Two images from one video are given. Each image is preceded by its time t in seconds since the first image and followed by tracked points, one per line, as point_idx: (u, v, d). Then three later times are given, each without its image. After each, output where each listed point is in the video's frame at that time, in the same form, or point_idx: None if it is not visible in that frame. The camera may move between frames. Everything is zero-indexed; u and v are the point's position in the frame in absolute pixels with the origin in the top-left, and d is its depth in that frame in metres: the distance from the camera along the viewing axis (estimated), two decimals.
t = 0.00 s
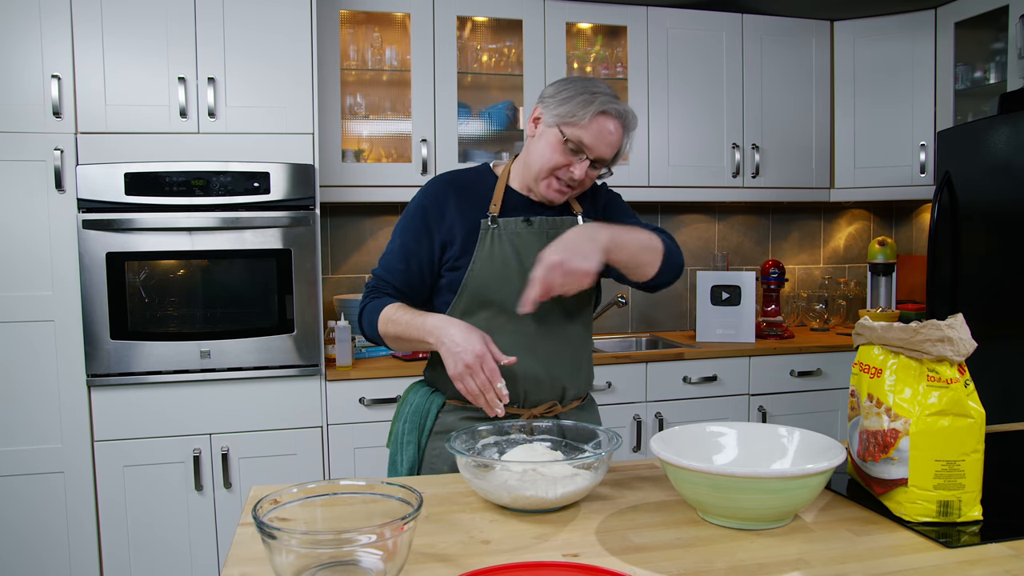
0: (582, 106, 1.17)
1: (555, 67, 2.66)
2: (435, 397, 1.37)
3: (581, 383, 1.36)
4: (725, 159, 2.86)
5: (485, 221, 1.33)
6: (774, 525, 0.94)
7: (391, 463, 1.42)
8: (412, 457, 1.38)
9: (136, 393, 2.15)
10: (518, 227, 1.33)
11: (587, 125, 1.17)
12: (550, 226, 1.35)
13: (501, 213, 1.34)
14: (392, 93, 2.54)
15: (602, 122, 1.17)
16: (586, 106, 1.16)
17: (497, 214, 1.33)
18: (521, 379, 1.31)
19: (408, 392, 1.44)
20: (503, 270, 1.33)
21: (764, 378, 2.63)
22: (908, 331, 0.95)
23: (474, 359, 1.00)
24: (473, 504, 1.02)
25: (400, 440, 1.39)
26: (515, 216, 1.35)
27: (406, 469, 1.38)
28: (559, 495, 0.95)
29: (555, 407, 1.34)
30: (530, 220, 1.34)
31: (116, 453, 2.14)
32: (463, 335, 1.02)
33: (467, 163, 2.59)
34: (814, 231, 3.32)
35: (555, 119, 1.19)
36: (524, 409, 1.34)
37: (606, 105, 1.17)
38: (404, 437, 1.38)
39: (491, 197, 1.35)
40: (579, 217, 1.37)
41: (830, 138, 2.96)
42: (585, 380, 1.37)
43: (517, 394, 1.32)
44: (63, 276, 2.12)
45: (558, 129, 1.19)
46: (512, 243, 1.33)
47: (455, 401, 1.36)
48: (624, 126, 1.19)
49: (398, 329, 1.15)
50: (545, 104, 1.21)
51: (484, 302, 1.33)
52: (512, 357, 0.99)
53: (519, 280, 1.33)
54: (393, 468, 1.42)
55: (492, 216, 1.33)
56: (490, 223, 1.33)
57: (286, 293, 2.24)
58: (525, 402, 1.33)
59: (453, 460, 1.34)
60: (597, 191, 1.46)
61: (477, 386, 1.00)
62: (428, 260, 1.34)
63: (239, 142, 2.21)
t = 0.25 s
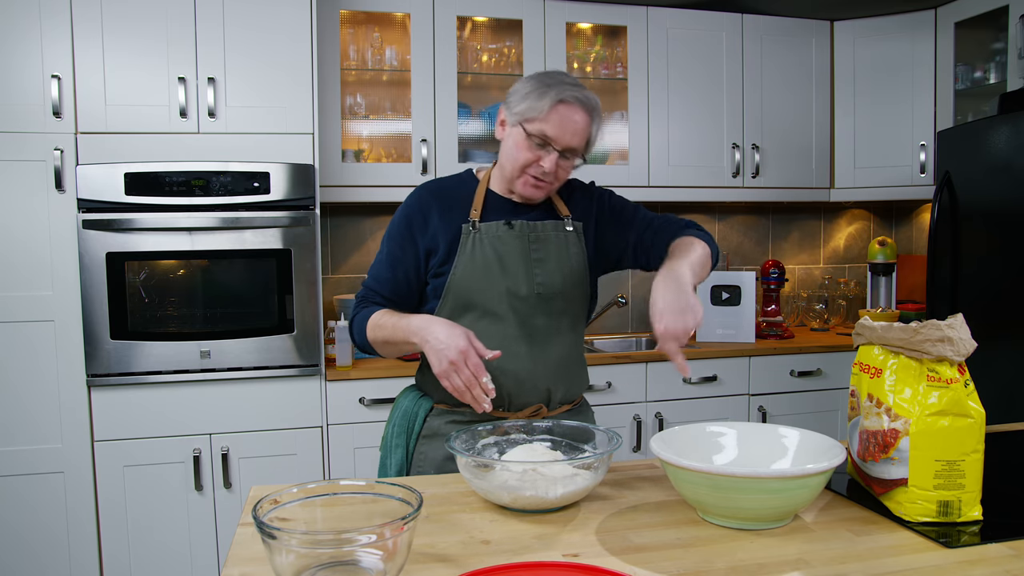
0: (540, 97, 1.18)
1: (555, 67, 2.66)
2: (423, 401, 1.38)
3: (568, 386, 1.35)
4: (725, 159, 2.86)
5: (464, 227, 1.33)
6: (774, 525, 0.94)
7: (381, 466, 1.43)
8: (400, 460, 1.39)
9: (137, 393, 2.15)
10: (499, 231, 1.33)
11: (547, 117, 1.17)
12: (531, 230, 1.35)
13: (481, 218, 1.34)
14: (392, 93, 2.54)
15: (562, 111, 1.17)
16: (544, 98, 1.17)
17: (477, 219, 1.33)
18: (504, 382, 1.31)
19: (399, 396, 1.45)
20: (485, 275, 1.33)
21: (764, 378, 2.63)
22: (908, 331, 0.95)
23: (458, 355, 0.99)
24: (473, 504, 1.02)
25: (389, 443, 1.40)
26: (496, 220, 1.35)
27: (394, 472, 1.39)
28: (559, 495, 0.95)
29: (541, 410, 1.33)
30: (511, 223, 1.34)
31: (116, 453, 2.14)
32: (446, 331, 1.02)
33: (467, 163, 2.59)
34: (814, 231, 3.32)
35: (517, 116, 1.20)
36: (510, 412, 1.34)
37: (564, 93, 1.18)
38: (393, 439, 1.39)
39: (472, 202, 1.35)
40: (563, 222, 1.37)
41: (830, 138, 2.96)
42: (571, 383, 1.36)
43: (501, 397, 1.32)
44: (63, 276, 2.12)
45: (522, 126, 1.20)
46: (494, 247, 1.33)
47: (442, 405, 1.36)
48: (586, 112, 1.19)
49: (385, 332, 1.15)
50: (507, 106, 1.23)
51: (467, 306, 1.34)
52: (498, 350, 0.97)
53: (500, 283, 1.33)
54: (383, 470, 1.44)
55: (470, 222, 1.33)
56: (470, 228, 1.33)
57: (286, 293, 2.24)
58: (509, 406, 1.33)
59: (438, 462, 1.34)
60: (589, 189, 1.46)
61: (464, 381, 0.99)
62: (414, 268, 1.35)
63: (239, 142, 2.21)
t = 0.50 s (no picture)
0: (503, 68, 1.25)
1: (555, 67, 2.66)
2: (423, 401, 1.38)
3: (568, 382, 1.35)
4: (725, 159, 2.86)
5: (464, 222, 1.34)
6: (774, 525, 0.94)
7: (380, 466, 1.42)
8: (400, 460, 1.38)
9: (137, 393, 2.14)
10: (497, 226, 1.34)
11: (515, 82, 1.23)
12: (528, 225, 1.36)
13: (479, 213, 1.35)
14: (392, 93, 2.54)
15: (527, 73, 1.24)
16: (508, 66, 1.24)
17: (476, 214, 1.34)
18: (504, 378, 1.31)
19: (397, 396, 1.44)
20: (484, 270, 1.33)
21: (764, 378, 2.63)
22: (908, 331, 0.95)
23: (451, 356, 0.98)
24: (473, 504, 1.02)
25: (388, 443, 1.40)
26: (493, 215, 1.35)
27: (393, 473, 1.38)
28: (559, 495, 0.95)
29: (542, 407, 1.32)
30: (509, 218, 1.35)
31: (116, 453, 2.14)
32: (438, 330, 1.01)
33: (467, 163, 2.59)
34: (814, 231, 3.32)
35: (489, 93, 1.26)
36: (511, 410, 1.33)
37: (525, 58, 1.25)
38: (392, 440, 1.38)
39: (467, 198, 1.36)
40: (558, 217, 1.38)
41: (830, 139, 2.96)
42: (571, 379, 1.36)
43: (502, 394, 1.32)
44: (63, 276, 2.12)
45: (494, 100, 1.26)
46: (492, 243, 1.33)
47: (442, 404, 1.36)
48: (551, 72, 1.25)
49: (380, 334, 1.15)
50: (479, 93, 1.30)
51: (465, 301, 1.33)
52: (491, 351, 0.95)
53: (499, 279, 1.34)
54: (381, 470, 1.43)
55: (470, 217, 1.34)
56: (468, 223, 1.33)
57: (286, 293, 2.24)
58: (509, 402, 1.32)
59: (439, 462, 1.34)
60: (583, 185, 1.48)
61: (460, 382, 0.98)
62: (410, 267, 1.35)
63: (239, 142, 2.21)
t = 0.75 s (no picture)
0: (520, 71, 1.24)
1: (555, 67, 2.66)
2: (425, 401, 1.37)
3: (571, 379, 1.36)
4: (725, 159, 2.86)
5: (470, 220, 1.34)
6: (774, 525, 0.94)
7: (381, 468, 1.41)
8: (403, 461, 1.38)
9: (137, 393, 2.15)
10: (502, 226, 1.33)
11: (531, 86, 1.23)
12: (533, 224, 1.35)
13: (485, 210, 1.35)
14: (392, 93, 2.54)
15: (544, 78, 1.23)
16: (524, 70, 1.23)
17: (482, 211, 1.34)
18: (511, 377, 1.31)
19: (397, 396, 1.44)
20: (489, 270, 1.32)
21: (764, 378, 2.63)
22: (908, 331, 0.95)
23: (467, 345, 0.98)
24: (473, 504, 1.02)
25: (390, 444, 1.39)
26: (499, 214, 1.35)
27: (395, 474, 1.37)
28: (559, 495, 0.95)
29: (547, 407, 1.33)
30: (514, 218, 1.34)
31: (116, 453, 2.14)
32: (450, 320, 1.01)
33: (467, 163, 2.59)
34: (814, 231, 3.32)
35: (503, 96, 1.25)
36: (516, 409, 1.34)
37: (542, 63, 1.24)
38: (394, 441, 1.38)
39: (473, 195, 1.37)
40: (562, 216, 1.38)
41: (830, 139, 2.96)
42: (575, 377, 1.37)
43: (508, 394, 1.32)
44: (63, 276, 2.12)
45: (508, 102, 1.25)
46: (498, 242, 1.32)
47: (446, 404, 1.36)
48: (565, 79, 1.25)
49: (387, 325, 1.15)
50: (492, 94, 1.28)
51: (471, 302, 1.32)
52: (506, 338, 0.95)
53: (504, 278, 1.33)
54: (382, 471, 1.42)
55: (476, 214, 1.34)
56: (473, 222, 1.34)
57: (286, 293, 2.24)
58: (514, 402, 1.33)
59: (444, 463, 1.35)
60: (581, 184, 1.48)
61: (473, 373, 0.99)
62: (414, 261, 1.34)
63: (239, 142, 2.21)
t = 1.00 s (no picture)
0: (535, 104, 1.14)
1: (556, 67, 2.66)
2: (418, 402, 1.38)
3: (565, 386, 1.36)
4: (725, 159, 2.86)
5: (468, 223, 1.33)
6: (774, 525, 0.94)
7: (373, 467, 1.41)
8: (395, 461, 1.37)
9: (137, 393, 2.15)
10: (501, 230, 1.34)
11: (542, 124, 1.14)
12: (533, 229, 1.36)
13: (483, 213, 1.34)
14: (392, 93, 2.54)
15: (558, 118, 1.13)
16: (536, 106, 1.14)
17: (480, 215, 1.34)
18: (504, 382, 1.30)
19: (391, 396, 1.44)
20: (486, 273, 1.33)
21: (764, 378, 2.63)
22: (908, 331, 0.95)
23: (461, 356, 0.98)
24: (473, 504, 1.02)
25: (382, 444, 1.38)
26: (498, 217, 1.35)
27: (387, 474, 1.37)
28: (559, 495, 0.95)
29: (538, 411, 1.34)
30: (514, 222, 1.35)
31: (116, 453, 2.14)
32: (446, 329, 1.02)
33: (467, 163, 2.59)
34: (814, 231, 3.32)
35: (514, 121, 1.17)
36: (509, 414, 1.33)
37: (559, 99, 1.13)
38: (387, 440, 1.37)
39: (473, 196, 1.36)
40: (565, 221, 1.39)
41: (830, 140, 2.96)
42: (568, 384, 1.37)
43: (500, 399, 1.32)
44: (63, 276, 2.12)
45: (517, 133, 1.18)
46: (496, 245, 1.33)
47: (438, 405, 1.36)
48: (581, 119, 1.15)
49: (384, 331, 1.13)
50: (506, 108, 1.20)
51: (467, 305, 1.33)
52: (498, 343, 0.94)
53: (501, 282, 1.33)
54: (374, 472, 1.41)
55: (474, 218, 1.33)
56: (472, 224, 1.33)
57: (286, 293, 2.24)
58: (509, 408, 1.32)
59: (436, 463, 1.34)
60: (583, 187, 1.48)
61: (468, 382, 0.98)
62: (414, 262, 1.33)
63: (239, 142, 2.21)
